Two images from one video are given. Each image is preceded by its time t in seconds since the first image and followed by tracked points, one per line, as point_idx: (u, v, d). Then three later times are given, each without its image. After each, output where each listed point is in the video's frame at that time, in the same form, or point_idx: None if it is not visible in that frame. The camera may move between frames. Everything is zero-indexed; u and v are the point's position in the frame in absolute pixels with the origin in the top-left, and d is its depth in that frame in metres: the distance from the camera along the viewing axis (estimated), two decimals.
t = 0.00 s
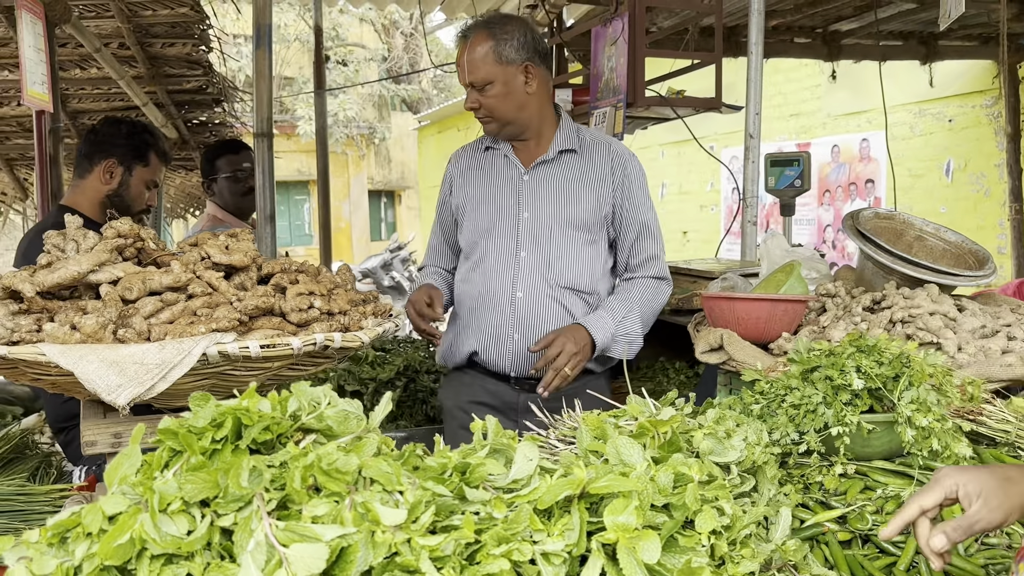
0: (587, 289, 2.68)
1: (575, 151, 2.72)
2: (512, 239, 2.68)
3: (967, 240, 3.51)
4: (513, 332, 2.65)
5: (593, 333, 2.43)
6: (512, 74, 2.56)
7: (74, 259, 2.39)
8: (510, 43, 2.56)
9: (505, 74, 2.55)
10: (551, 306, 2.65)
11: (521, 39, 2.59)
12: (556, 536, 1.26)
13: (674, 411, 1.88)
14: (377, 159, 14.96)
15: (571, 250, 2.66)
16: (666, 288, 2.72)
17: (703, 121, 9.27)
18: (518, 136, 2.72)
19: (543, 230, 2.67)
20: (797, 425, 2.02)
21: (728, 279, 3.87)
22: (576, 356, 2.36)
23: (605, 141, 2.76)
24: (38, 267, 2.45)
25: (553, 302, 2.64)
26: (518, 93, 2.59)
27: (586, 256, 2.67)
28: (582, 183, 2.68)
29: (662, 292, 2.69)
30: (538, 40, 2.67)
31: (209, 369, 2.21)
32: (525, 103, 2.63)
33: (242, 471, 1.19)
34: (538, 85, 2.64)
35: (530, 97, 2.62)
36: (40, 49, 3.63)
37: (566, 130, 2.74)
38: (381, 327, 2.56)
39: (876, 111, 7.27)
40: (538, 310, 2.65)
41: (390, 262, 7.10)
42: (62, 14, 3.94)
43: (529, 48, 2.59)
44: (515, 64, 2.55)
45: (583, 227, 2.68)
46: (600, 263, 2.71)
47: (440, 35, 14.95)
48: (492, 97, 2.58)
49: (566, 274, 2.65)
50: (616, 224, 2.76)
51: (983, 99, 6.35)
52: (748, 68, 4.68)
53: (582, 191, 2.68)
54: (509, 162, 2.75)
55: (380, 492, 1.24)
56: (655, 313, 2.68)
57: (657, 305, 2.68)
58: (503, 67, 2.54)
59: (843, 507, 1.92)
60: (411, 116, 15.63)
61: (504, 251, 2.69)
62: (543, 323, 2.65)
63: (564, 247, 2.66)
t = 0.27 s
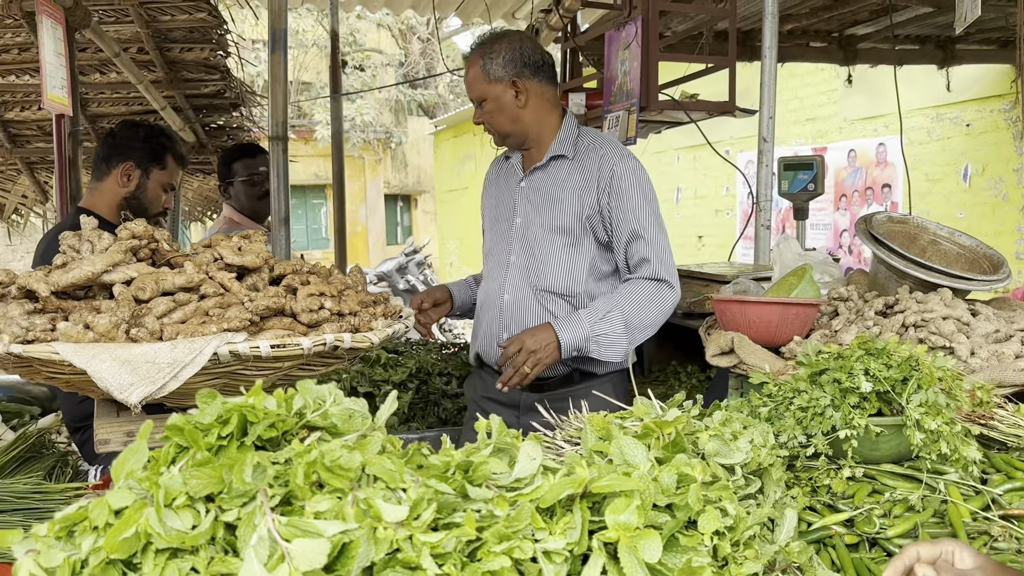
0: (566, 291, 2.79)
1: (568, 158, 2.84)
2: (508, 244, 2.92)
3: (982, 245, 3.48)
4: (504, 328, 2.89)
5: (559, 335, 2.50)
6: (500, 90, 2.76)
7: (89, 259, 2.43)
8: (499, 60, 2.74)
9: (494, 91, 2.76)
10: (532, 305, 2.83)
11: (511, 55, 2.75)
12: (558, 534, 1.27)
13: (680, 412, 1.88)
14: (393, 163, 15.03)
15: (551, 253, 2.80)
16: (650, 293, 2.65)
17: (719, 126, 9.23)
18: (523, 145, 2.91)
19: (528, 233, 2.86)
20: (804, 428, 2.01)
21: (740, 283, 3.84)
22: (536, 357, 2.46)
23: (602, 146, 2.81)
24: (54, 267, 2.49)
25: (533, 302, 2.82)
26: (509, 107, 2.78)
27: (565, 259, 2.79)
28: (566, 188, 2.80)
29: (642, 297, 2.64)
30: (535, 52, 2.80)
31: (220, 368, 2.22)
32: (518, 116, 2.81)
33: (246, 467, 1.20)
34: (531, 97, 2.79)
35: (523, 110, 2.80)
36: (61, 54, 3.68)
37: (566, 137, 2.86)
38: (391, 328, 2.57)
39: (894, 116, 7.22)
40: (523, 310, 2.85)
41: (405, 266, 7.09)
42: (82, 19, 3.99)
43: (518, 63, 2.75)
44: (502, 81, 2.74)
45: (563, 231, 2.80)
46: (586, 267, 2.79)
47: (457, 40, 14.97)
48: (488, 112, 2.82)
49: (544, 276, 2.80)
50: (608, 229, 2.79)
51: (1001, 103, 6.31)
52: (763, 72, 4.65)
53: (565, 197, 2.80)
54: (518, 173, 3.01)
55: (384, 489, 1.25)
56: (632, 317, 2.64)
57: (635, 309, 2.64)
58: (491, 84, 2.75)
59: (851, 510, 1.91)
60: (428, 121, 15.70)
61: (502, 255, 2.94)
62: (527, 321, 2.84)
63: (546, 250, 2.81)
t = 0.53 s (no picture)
0: (558, 284, 2.83)
1: (544, 157, 2.89)
2: (498, 248, 2.97)
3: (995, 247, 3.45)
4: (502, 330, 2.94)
5: (557, 321, 2.56)
6: (475, 98, 2.80)
7: (100, 258, 2.45)
8: (473, 69, 2.79)
9: (470, 99, 2.81)
10: (526, 303, 2.88)
11: (484, 64, 2.80)
12: (560, 532, 1.27)
13: (687, 413, 1.87)
14: (406, 165, 15.08)
15: (538, 250, 2.85)
16: (639, 276, 2.70)
17: (732, 128, 9.20)
18: (501, 151, 2.96)
19: (515, 234, 2.92)
20: (812, 430, 2.01)
21: (751, 286, 3.82)
22: (536, 344, 2.52)
23: (577, 141, 2.87)
24: (66, 266, 2.52)
25: (527, 299, 2.87)
26: (485, 115, 2.83)
27: (553, 253, 2.84)
28: (546, 185, 2.85)
29: (632, 280, 2.69)
30: (509, 61, 2.84)
31: (230, 367, 2.24)
32: (495, 122, 2.86)
33: (250, 463, 1.21)
34: (506, 104, 2.84)
35: (498, 117, 2.84)
36: (76, 56, 3.72)
37: (541, 140, 2.91)
38: (399, 328, 2.58)
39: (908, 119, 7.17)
40: (519, 309, 2.90)
41: (417, 267, 7.09)
42: (97, 22, 4.03)
43: (492, 72, 2.79)
44: (477, 89, 2.79)
45: (549, 227, 2.85)
46: (574, 258, 2.84)
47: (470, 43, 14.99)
48: (465, 121, 2.87)
49: (534, 273, 2.86)
50: (592, 220, 2.84)
51: (1017, 106, 6.26)
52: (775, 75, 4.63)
53: (548, 193, 2.85)
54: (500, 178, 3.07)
55: (388, 485, 1.26)
56: (625, 301, 2.69)
57: (627, 292, 2.68)
58: (466, 93, 2.80)
59: (858, 512, 1.91)
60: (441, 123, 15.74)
61: (493, 260, 2.99)
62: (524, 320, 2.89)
63: (533, 247, 2.87)
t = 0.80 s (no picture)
0: (558, 286, 2.84)
1: (535, 163, 2.88)
2: (497, 256, 2.99)
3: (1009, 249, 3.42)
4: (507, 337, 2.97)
5: (563, 327, 2.63)
6: (463, 115, 2.81)
7: (112, 256, 2.47)
8: (458, 87, 2.80)
9: (458, 116, 2.82)
10: (528, 308, 2.90)
11: (468, 81, 2.80)
12: (570, 531, 1.27)
13: (698, 414, 1.86)
14: (418, 166, 15.11)
15: (536, 255, 2.86)
16: (638, 273, 2.71)
17: (744, 129, 9.16)
18: (494, 163, 2.97)
19: (512, 241, 2.93)
20: (823, 431, 1.99)
21: (762, 287, 3.79)
22: (545, 351, 2.60)
23: (566, 144, 2.86)
24: (79, 264, 2.53)
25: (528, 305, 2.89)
26: (474, 130, 2.84)
27: (551, 257, 2.85)
28: (540, 191, 2.86)
29: (632, 277, 2.70)
30: (492, 74, 2.83)
31: (241, 365, 2.24)
32: (484, 136, 2.86)
33: (260, 460, 1.21)
34: (493, 117, 2.84)
35: (487, 131, 2.85)
36: (90, 56, 3.74)
37: (530, 146, 2.90)
38: (409, 327, 2.58)
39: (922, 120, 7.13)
40: (522, 315, 2.92)
41: (428, 268, 7.08)
42: (111, 22, 4.05)
43: (476, 87, 2.79)
44: (463, 106, 2.79)
45: (545, 231, 2.86)
46: (573, 260, 2.84)
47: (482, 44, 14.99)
48: (458, 137, 2.89)
49: (533, 278, 2.87)
50: (588, 220, 2.83)
51: None
52: (788, 75, 4.61)
53: (542, 198, 2.85)
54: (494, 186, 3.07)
55: (398, 484, 1.25)
56: (627, 299, 2.71)
57: (627, 290, 2.70)
58: (454, 111, 2.81)
59: (870, 514, 1.89)
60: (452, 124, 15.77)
61: (493, 269, 3.02)
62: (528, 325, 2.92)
63: (531, 253, 2.88)
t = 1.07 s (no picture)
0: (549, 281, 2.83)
1: (543, 158, 2.91)
2: (506, 249, 3.04)
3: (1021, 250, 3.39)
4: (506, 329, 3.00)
5: (536, 321, 2.65)
6: (482, 114, 2.92)
7: (124, 255, 2.47)
8: (477, 86, 2.89)
9: (479, 115, 2.93)
10: (523, 301, 2.91)
11: (487, 80, 2.88)
12: (581, 533, 1.26)
13: (709, 415, 1.85)
14: (426, 166, 15.12)
15: (532, 248, 2.88)
16: (623, 269, 2.62)
17: (754, 129, 9.12)
18: (518, 159, 3.05)
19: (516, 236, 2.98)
20: (835, 433, 1.98)
21: (773, 288, 3.78)
22: (517, 345, 2.65)
23: (572, 138, 2.84)
24: (90, 263, 2.54)
25: (521, 298, 2.90)
26: (494, 128, 2.93)
27: (545, 251, 2.85)
28: (541, 186, 2.88)
29: (615, 273, 2.62)
30: (510, 72, 2.90)
31: (251, 364, 2.24)
32: (503, 134, 2.95)
33: (271, 459, 1.21)
34: (512, 115, 2.91)
35: (506, 128, 2.93)
36: (101, 55, 3.76)
37: (542, 141, 2.92)
38: (418, 327, 2.58)
39: (933, 121, 7.08)
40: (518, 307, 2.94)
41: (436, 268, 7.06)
42: (122, 21, 4.06)
43: (494, 86, 2.87)
44: (482, 105, 2.89)
45: (542, 225, 2.86)
46: (565, 255, 2.82)
47: (491, 43, 14.98)
48: (481, 137, 3.00)
49: (528, 271, 2.88)
50: (583, 214, 2.79)
51: None
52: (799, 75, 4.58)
53: (542, 193, 2.87)
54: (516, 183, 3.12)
55: (408, 484, 1.25)
56: (607, 295, 2.63)
57: (609, 285, 2.62)
58: (474, 111, 2.91)
59: (882, 517, 1.88)
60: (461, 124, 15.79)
61: (501, 261, 3.07)
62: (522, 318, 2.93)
63: (527, 247, 2.90)
